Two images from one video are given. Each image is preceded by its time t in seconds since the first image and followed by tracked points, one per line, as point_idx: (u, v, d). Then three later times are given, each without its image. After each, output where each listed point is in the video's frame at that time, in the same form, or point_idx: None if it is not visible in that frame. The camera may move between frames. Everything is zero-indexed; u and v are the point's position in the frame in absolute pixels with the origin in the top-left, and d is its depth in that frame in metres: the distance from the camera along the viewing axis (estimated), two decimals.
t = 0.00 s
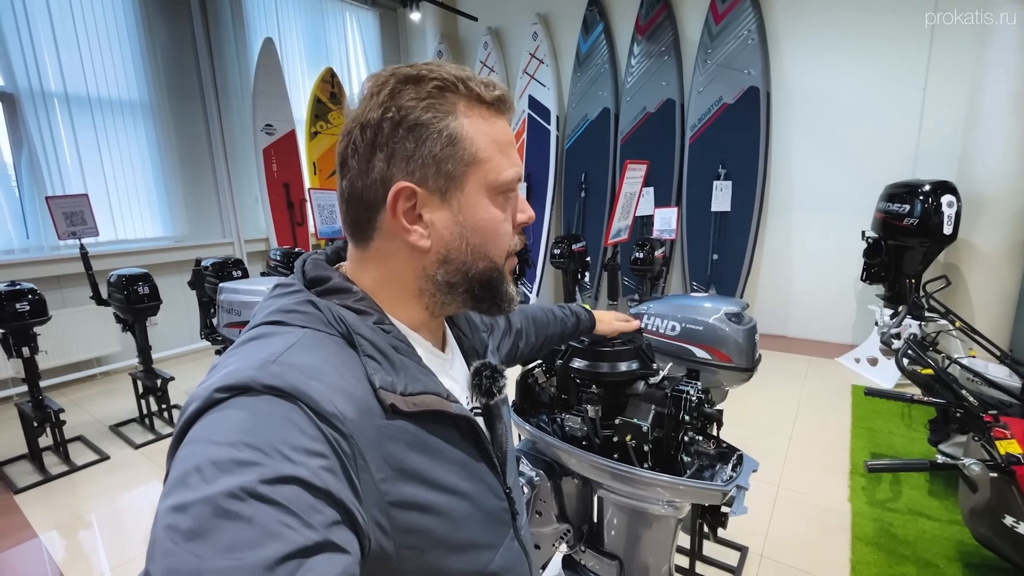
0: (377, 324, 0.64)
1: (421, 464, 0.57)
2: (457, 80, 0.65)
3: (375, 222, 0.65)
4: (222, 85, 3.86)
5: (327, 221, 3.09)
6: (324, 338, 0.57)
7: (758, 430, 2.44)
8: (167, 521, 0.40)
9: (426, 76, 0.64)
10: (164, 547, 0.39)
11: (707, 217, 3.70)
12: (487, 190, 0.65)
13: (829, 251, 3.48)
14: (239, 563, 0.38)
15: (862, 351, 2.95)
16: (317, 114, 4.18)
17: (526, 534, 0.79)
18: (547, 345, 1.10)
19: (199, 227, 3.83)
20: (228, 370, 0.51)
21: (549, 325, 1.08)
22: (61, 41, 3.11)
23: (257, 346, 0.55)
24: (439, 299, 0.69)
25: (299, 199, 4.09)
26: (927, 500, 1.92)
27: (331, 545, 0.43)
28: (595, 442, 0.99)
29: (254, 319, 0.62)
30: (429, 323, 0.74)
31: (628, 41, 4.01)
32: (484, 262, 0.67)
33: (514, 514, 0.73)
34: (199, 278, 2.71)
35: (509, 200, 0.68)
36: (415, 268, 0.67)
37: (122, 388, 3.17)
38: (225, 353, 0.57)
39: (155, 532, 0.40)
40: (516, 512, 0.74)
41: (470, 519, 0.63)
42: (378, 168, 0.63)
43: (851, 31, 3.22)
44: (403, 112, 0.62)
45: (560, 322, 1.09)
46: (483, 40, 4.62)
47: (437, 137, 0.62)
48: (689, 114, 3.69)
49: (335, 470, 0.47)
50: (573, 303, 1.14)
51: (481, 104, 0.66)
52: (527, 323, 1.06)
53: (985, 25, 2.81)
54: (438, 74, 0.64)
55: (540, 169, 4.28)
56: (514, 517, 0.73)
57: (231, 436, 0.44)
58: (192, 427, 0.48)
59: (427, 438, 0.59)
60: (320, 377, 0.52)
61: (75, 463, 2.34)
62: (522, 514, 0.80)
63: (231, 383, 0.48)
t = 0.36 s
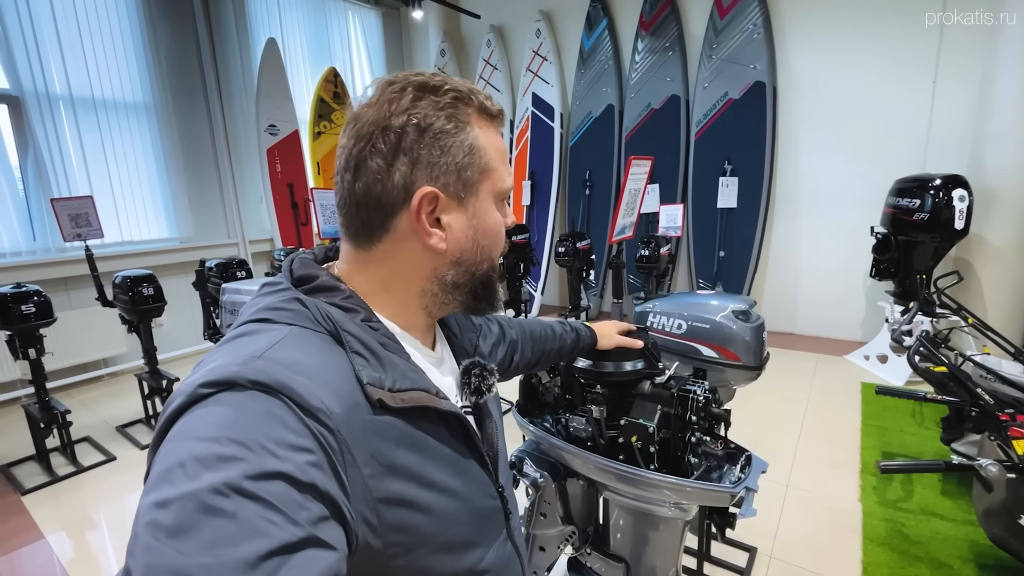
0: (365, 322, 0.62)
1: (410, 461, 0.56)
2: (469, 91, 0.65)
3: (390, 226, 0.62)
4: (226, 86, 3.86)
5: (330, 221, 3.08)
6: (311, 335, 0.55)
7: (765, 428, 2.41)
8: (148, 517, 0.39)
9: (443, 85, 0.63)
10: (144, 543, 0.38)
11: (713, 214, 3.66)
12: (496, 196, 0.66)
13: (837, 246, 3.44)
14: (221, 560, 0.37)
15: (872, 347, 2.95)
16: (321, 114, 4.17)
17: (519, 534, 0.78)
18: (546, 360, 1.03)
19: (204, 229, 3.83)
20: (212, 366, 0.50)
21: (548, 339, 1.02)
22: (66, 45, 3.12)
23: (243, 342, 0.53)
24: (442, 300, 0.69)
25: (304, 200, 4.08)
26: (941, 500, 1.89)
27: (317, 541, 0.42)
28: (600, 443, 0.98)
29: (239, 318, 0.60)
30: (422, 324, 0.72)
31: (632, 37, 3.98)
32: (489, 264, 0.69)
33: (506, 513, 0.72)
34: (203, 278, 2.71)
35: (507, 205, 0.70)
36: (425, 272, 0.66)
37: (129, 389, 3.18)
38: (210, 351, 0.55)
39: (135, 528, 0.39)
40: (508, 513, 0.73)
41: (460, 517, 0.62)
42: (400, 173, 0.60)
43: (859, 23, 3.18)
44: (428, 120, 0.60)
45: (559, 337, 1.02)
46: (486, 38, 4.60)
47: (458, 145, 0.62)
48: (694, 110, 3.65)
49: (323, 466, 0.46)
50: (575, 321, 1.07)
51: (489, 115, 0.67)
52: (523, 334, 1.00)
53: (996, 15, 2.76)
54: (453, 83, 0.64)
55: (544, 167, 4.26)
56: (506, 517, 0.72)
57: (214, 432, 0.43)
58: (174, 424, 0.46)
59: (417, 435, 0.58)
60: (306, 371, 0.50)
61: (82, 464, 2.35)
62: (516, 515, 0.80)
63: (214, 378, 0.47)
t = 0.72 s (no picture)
0: (350, 330, 0.61)
1: (397, 470, 0.55)
2: (461, 105, 0.65)
3: (376, 235, 0.61)
4: (228, 88, 3.87)
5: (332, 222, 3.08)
6: (293, 345, 0.55)
7: (770, 429, 2.40)
8: (127, 534, 0.38)
9: (435, 98, 0.62)
10: (124, 560, 0.37)
11: (717, 213, 3.64)
12: (483, 210, 0.66)
13: (842, 244, 3.41)
14: None
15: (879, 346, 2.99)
16: (323, 115, 4.19)
17: (508, 541, 0.77)
18: (542, 367, 1.04)
19: (208, 230, 3.84)
20: (192, 379, 0.48)
21: (543, 345, 1.03)
22: (70, 49, 3.14)
23: (224, 354, 0.52)
24: (426, 310, 0.68)
25: (307, 200, 4.09)
26: (949, 500, 1.87)
27: (301, 555, 0.41)
28: (603, 446, 0.97)
29: (221, 328, 0.59)
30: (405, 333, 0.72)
31: (634, 36, 3.96)
32: (474, 277, 0.69)
33: (494, 518, 0.71)
34: (207, 280, 2.72)
35: (494, 219, 0.70)
36: (409, 282, 0.65)
37: (133, 390, 3.19)
38: (189, 364, 0.54)
39: (113, 545, 0.38)
40: (496, 517, 0.72)
41: (448, 524, 0.61)
42: (388, 183, 0.60)
43: (864, 20, 3.15)
44: (418, 132, 0.60)
45: (553, 341, 1.03)
46: (488, 37, 4.59)
47: (447, 158, 0.61)
48: (697, 108, 3.63)
49: (308, 478, 0.45)
50: (568, 322, 1.07)
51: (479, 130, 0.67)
52: (516, 339, 1.02)
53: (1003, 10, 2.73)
54: (446, 96, 0.63)
55: (547, 167, 4.25)
56: (494, 522, 0.71)
57: (196, 445, 0.42)
58: (154, 438, 0.45)
59: (404, 444, 0.57)
60: (290, 382, 0.49)
61: (87, 466, 2.36)
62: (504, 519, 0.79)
63: (196, 391, 0.46)
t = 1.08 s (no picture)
0: (339, 324, 0.61)
1: (389, 467, 0.55)
2: (449, 86, 0.64)
3: (356, 222, 0.61)
4: (229, 87, 3.87)
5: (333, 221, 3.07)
6: (279, 341, 0.54)
7: (770, 427, 2.39)
8: (103, 539, 0.38)
9: (420, 79, 0.61)
10: (99, 565, 0.37)
11: (717, 211, 3.64)
12: (472, 197, 0.65)
13: (844, 242, 3.40)
14: None
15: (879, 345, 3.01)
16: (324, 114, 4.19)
17: (511, 535, 0.77)
18: (536, 354, 1.05)
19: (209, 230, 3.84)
20: (174, 376, 0.48)
21: (535, 332, 1.05)
22: (71, 48, 3.14)
23: (206, 351, 0.51)
24: (413, 301, 0.68)
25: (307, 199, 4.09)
26: (951, 498, 1.86)
27: (285, 557, 0.41)
28: (605, 441, 0.97)
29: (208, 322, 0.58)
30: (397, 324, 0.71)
31: (635, 34, 3.96)
32: (462, 268, 0.67)
33: (494, 512, 0.70)
34: (207, 279, 2.71)
35: (486, 207, 0.69)
36: (394, 271, 0.65)
37: (134, 389, 3.19)
38: (173, 360, 0.54)
39: (92, 549, 0.38)
40: (497, 512, 0.71)
41: (445, 521, 0.61)
42: (367, 167, 0.59)
43: (866, 17, 3.14)
44: (398, 113, 0.59)
45: (543, 327, 1.05)
46: (489, 36, 4.59)
47: (430, 142, 0.61)
48: (698, 106, 3.63)
49: (291, 477, 0.45)
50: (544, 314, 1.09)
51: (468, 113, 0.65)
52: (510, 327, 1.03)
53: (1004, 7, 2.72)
54: (432, 78, 0.62)
55: (548, 166, 4.25)
56: (494, 516, 0.70)
57: (173, 446, 0.41)
58: (134, 437, 0.45)
59: (395, 439, 0.57)
60: (273, 380, 0.49)
61: (88, 465, 2.36)
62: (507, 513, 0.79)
63: (175, 390, 0.45)
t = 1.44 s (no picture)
0: (365, 322, 0.63)
1: (414, 459, 0.56)
2: (458, 89, 0.64)
3: (367, 219, 0.64)
4: (229, 88, 3.88)
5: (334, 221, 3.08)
6: (311, 338, 0.56)
7: (770, 428, 2.41)
8: (155, 520, 0.40)
9: (429, 81, 0.63)
10: (153, 546, 0.38)
11: (716, 214, 3.66)
12: (480, 195, 0.64)
13: (842, 244, 3.43)
14: (230, 560, 0.38)
15: (877, 346, 3.01)
16: (324, 115, 4.20)
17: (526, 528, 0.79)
18: (542, 356, 1.06)
19: (208, 230, 3.84)
20: (214, 370, 0.50)
21: (542, 334, 1.06)
22: (71, 48, 3.14)
23: (243, 347, 0.53)
24: (426, 299, 0.68)
25: (307, 200, 4.10)
26: (947, 498, 1.88)
27: (323, 541, 0.42)
28: (609, 440, 0.98)
29: (241, 320, 0.60)
30: (414, 321, 0.72)
31: (634, 37, 3.98)
32: (472, 266, 0.67)
33: (511, 508, 0.72)
34: (209, 280, 2.72)
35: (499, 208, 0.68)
36: (405, 268, 0.66)
37: (134, 389, 3.19)
38: (211, 355, 0.56)
39: (144, 531, 0.40)
40: (514, 507, 0.73)
41: (466, 513, 0.62)
42: (375, 165, 0.62)
43: (863, 22, 3.17)
44: (403, 114, 0.61)
45: (549, 330, 1.07)
46: (488, 38, 4.61)
47: (433, 140, 0.61)
48: (697, 109, 3.65)
49: (326, 466, 0.46)
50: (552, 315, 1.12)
51: (480, 115, 0.66)
52: (518, 330, 1.04)
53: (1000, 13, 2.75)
54: (441, 81, 0.64)
55: (547, 167, 4.26)
56: (511, 512, 0.72)
57: (218, 435, 0.43)
58: (179, 428, 0.47)
59: (419, 433, 0.58)
60: (307, 374, 0.51)
61: (89, 464, 2.36)
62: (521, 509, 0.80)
63: (217, 382, 0.47)
